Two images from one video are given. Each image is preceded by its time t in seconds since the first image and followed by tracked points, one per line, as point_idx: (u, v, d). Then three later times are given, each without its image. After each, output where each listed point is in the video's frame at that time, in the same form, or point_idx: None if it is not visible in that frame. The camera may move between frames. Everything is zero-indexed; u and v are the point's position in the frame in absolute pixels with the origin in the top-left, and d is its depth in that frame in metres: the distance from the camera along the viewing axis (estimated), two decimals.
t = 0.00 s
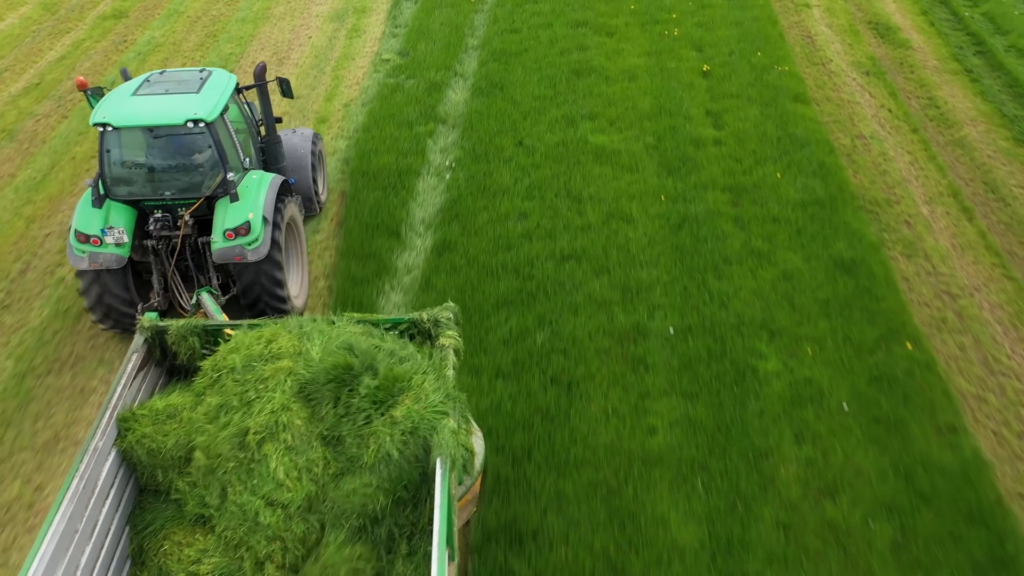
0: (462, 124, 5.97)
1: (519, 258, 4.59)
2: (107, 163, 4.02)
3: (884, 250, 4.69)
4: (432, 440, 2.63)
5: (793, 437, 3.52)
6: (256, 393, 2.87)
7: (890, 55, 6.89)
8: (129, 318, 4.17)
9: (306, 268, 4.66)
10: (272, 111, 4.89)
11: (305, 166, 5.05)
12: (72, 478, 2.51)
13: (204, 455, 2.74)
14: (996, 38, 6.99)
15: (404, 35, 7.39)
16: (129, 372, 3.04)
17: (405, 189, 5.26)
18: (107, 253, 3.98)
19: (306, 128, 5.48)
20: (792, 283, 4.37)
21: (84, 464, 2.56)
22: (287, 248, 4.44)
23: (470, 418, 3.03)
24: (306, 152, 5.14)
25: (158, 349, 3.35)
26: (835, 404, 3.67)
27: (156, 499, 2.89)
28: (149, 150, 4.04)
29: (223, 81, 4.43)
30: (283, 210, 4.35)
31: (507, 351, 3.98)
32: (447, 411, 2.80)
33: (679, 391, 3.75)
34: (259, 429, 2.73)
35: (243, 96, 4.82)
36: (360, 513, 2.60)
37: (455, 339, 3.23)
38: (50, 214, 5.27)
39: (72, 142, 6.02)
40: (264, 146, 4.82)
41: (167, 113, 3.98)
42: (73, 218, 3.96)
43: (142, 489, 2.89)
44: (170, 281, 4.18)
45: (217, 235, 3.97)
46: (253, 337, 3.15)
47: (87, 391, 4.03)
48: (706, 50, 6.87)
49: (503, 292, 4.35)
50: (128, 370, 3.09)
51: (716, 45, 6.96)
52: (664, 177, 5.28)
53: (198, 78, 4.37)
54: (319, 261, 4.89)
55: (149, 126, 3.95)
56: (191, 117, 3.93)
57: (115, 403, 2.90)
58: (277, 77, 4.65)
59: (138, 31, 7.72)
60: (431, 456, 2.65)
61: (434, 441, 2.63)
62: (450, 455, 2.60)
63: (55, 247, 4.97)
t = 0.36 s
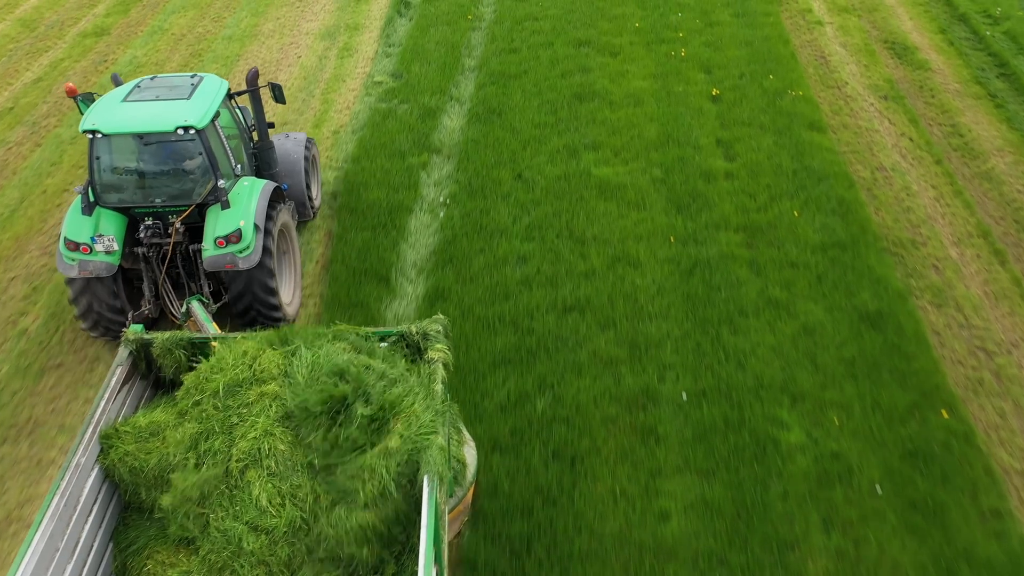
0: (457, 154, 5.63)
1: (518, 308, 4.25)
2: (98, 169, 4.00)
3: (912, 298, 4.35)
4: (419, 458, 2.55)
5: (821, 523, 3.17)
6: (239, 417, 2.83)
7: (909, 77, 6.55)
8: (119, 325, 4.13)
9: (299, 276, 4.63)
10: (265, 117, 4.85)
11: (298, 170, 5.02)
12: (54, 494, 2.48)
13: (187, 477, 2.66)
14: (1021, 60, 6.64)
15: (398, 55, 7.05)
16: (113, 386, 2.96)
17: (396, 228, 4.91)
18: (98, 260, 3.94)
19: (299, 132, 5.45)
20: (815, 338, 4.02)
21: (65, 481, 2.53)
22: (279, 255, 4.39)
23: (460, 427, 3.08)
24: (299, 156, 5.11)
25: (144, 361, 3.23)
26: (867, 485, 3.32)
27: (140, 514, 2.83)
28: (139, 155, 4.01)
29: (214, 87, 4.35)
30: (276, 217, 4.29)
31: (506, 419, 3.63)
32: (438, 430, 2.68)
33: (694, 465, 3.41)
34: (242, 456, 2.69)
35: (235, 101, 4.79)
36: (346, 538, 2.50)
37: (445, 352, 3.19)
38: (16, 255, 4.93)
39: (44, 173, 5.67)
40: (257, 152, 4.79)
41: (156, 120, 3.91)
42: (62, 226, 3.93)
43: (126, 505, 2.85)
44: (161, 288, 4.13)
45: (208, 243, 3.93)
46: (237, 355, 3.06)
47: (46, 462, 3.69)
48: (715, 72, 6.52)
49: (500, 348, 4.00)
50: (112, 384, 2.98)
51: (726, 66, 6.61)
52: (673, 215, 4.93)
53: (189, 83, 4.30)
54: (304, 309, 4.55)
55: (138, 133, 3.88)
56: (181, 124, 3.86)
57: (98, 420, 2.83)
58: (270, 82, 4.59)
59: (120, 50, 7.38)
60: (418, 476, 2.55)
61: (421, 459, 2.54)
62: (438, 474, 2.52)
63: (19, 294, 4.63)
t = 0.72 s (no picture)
0: (453, 186, 5.31)
1: (517, 363, 3.93)
2: (92, 173, 3.96)
3: (944, 351, 4.03)
4: (409, 468, 2.50)
5: None
6: (226, 427, 2.75)
7: (929, 101, 6.23)
8: (114, 329, 4.11)
9: (294, 280, 4.59)
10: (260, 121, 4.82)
11: (293, 174, 5.01)
12: (41, 503, 2.49)
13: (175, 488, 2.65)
14: None
15: (392, 75, 6.73)
16: (104, 395, 2.96)
17: (388, 270, 4.58)
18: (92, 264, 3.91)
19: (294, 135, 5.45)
20: (840, 399, 3.70)
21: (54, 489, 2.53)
22: (274, 259, 4.36)
23: (453, 432, 3.09)
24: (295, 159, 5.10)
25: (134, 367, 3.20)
26: None
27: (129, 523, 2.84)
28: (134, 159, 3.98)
29: (209, 91, 4.33)
30: (270, 222, 4.25)
31: (504, 496, 3.30)
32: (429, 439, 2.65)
33: (711, 552, 3.08)
34: (229, 466, 2.63)
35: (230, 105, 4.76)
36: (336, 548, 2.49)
37: (436, 359, 3.11)
38: None
39: (15, 207, 5.36)
40: (252, 155, 4.76)
41: (151, 125, 3.89)
42: (57, 230, 3.90)
43: (115, 512, 2.86)
44: (155, 292, 4.13)
45: (202, 248, 3.88)
46: (225, 363, 2.98)
47: (0, 542, 3.37)
48: (724, 95, 6.21)
49: (498, 412, 3.68)
50: (103, 392, 2.99)
51: (736, 88, 6.29)
52: (683, 256, 4.61)
53: (185, 88, 4.27)
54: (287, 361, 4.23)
55: (134, 138, 3.86)
56: (176, 129, 3.84)
57: (87, 429, 2.82)
58: (266, 87, 4.55)
59: (102, 70, 7.07)
60: (409, 484, 2.50)
61: (412, 469, 2.49)
62: (428, 483, 2.47)
63: None
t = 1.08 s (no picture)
0: (449, 220, 5.00)
1: (516, 425, 3.62)
2: (88, 174, 3.88)
3: (978, 409, 3.72)
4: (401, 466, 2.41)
5: None
6: (220, 422, 2.57)
7: (949, 125, 5.93)
8: (111, 331, 4.02)
9: (290, 281, 4.50)
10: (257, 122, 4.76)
11: (290, 175, 4.97)
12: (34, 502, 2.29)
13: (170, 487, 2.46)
14: None
15: (386, 96, 6.43)
16: (98, 395, 2.76)
17: (379, 316, 4.27)
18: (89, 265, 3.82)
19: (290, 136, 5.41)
20: (869, 467, 3.40)
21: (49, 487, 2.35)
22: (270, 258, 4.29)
23: (448, 433, 3.09)
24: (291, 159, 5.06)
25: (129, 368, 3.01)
26: None
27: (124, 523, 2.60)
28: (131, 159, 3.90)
29: (206, 91, 4.25)
30: (267, 223, 4.16)
31: None
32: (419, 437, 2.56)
33: None
34: (222, 460, 2.44)
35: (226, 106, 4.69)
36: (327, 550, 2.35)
37: (431, 359, 2.99)
38: None
39: None
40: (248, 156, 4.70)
41: (148, 125, 3.82)
42: (53, 231, 3.81)
43: (109, 513, 2.62)
44: (151, 293, 4.03)
45: (199, 248, 3.79)
46: (219, 364, 2.82)
47: None
48: (735, 118, 5.91)
49: (496, 481, 3.37)
50: (97, 392, 2.80)
51: (747, 112, 5.99)
52: (694, 299, 4.31)
53: (182, 88, 4.19)
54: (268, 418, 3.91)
55: (131, 139, 3.79)
56: (173, 130, 3.76)
57: (81, 429, 2.63)
58: (263, 87, 4.48)
59: (83, 88, 6.76)
60: (399, 482, 2.42)
61: (403, 467, 2.41)
62: (420, 483, 2.38)
63: None
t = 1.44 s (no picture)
0: (445, 255, 4.73)
1: (517, 491, 3.34)
2: (87, 172, 3.85)
3: (1015, 472, 3.45)
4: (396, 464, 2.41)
5: None
6: (216, 427, 2.59)
7: (971, 149, 5.66)
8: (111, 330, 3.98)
9: (288, 277, 4.50)
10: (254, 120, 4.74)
11: (287, 172, 4.98)
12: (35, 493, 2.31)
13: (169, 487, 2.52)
14: None
15: (380, 117, 6.16)
16: (97, 389, 2.73)
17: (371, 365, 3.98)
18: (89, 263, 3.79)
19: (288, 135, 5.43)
20: (901, 542, 3.12)
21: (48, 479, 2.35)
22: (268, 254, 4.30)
23: (443, 428, 3.25)
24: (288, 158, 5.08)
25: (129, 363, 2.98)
26: None
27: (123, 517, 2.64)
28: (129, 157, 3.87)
29: (204, 90, 4.22)
30: (265, 220, 4.13)
31: None
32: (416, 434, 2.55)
33: None
34: (218, 465, 2.48)
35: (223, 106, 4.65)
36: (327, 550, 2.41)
37: (426, 355, 2.95)
38: None
39: None
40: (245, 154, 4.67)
41: (146, 124, 3.78)
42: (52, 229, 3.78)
43: (109, 507, 2.65)
44: (150, 291, 3.98)
45: (197, 246, 3.78)
46: (215, 363, 2.81)
47: None
48: (746, 143, 5.63)
49: (495, 559, 3.08)
50: (97, 386, 2.77)
51: (758, 136, 5.72)
52: (707, 346, 4.03)
53: (179, 87, 4.16)
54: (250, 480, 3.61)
55: (129, 137, 3.76)
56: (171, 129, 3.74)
57: (81, 425, 2.60)
58: (260, 86, 4.45)
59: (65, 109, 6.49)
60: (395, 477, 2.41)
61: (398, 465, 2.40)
62: (414, 476, 2.39)
63: None
